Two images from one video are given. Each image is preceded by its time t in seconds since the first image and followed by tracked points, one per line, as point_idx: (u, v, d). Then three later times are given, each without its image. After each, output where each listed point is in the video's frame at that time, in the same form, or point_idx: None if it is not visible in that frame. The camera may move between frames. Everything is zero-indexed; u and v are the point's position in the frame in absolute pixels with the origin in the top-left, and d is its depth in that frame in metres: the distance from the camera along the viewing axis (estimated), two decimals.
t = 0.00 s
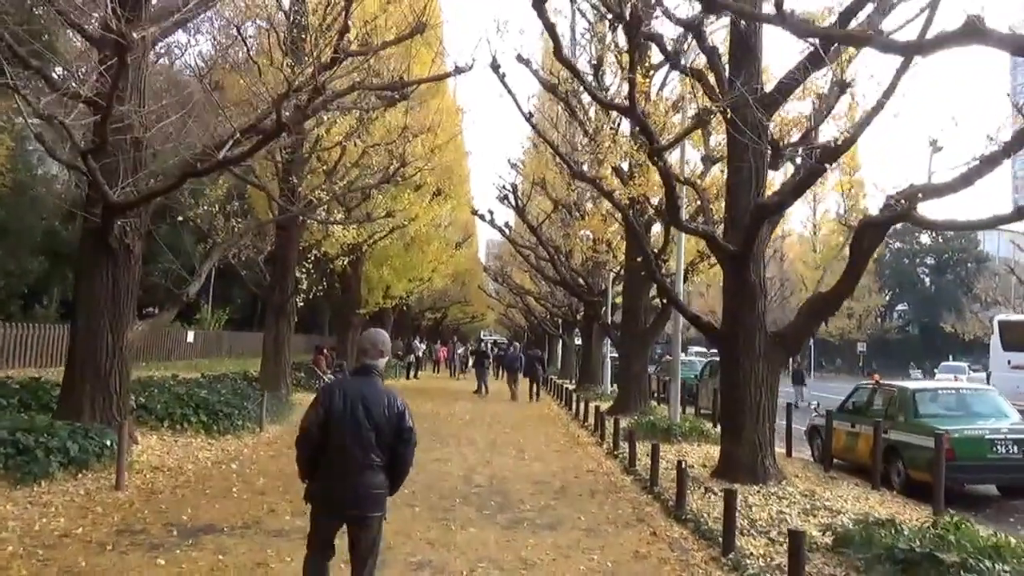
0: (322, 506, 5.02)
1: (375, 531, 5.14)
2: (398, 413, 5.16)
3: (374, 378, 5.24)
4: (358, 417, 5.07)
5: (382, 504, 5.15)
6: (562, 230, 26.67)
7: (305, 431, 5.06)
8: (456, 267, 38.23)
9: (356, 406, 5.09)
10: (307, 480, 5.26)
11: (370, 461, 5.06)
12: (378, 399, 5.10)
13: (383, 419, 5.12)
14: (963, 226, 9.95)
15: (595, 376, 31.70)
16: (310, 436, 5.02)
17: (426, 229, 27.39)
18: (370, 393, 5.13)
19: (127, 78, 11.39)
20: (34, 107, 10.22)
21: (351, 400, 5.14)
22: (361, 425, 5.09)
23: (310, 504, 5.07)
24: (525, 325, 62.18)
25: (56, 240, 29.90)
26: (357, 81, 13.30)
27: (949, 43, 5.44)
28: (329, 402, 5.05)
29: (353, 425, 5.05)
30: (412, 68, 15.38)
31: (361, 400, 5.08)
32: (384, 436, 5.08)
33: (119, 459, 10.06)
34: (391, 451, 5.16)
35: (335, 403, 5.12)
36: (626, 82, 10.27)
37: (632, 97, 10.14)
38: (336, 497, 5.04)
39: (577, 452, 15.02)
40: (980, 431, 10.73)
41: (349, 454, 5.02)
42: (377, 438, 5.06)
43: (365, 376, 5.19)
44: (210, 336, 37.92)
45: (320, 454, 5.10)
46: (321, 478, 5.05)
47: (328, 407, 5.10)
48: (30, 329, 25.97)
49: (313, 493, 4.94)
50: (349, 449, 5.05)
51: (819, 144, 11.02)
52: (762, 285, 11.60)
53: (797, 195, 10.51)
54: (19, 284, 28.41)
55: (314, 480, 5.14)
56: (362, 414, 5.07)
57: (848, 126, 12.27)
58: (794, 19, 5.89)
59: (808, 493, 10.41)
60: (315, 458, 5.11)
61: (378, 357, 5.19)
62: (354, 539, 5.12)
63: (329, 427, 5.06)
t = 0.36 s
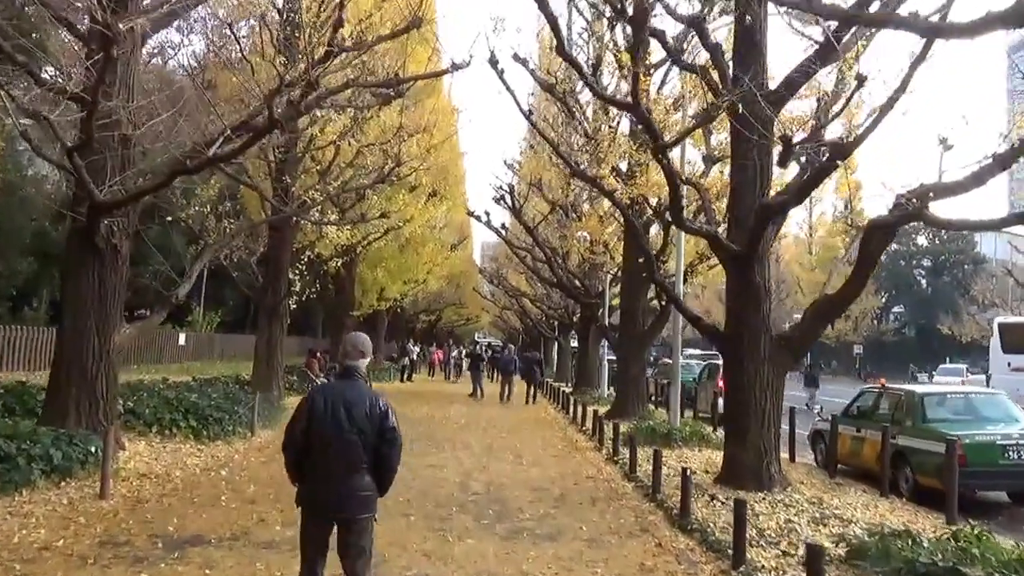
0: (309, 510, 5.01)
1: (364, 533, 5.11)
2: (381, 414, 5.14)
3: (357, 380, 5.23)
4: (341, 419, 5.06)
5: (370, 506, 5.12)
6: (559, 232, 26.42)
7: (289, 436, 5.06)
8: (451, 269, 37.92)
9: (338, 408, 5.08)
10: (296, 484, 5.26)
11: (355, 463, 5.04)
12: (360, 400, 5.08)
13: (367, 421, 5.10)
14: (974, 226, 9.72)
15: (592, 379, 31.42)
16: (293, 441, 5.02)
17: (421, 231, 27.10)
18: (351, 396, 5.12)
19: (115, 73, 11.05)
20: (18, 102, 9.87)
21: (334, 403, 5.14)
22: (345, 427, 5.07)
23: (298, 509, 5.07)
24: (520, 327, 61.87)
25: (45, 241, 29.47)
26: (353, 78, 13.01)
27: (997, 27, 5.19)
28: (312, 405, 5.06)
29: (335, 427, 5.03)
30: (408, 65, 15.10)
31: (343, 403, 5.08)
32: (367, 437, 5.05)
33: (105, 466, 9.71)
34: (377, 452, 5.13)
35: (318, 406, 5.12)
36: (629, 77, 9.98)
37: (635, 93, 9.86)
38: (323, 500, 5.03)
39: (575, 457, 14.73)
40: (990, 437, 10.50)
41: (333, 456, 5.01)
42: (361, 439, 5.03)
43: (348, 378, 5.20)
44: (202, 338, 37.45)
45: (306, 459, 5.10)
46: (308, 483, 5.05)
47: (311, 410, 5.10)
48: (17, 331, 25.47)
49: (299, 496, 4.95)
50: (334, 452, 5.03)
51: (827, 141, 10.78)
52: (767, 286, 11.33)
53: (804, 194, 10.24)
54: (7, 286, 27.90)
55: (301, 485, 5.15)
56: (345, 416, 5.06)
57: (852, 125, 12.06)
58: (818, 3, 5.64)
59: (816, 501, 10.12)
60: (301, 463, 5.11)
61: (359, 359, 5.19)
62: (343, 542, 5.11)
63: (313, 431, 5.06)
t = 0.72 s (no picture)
0: (294, 503, 5.12)
1: (347, 529, 5.17)
2: (367, 413, 5.19)
3: (348, 378, 5.31)
4: (327, 415, 5.14)
5: (354, 503, 5.18)
6: (557, 232, 26.13)
7: (278, 430, 5.17)
8: (449, 270, 37.60)
9: (325, 404, 5.16)
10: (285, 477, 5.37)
11: (339, 459, 5.11)
12: (347, 397, 5.17)
13: (352, 418, 5.17)
14: (985, 222, 9.45)
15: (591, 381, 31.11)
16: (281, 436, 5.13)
17: (418, 231, 26.81)
18: (339, 394, 5.20)
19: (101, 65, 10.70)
20: None
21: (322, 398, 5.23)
22: (330, 423, 5.15)
23: (284, 503, 5.17)
24: (518, 330, 61.51)
25: (37, 242, 29.08)
26: (346, 74, 12.71)
27: None
28: (300, 400, 5.16)
29: (321, 422, 5.12)
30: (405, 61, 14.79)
31: (329, 400, 5.15)
32: (352, 435, 5.12)
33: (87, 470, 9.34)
34: (361, 450, 5.19)
35: (307, 401, 5.21)
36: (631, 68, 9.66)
37: (637, 85, 9.54)
38: (307, 494, 5.13)
39: (576, 461, 14.40)
40: (1002, 440, 10.19)
41: (318, 452, 5.10)
42: (346, 436, 5.11)
43: (338, 375, 5.28)
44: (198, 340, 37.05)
45: (292, 453, 5.20)
46: (293, 478, 5.14)
47: (300, 405, 5.20)
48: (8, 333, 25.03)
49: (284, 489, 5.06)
50: (319, 448, 5.12)
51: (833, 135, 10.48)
52: (771, 285, 10.99)
53: (810, 189, 9.93)
54: None
55: (288, 478, 5.25)
56: (331, 413, 5.13)
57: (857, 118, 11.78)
58: None
59: (824, 507, 9.79)
60: (288, 457, 5.20)
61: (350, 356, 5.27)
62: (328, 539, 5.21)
63: (300, 425, 5.16)
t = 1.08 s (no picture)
0: (301, 502, 5.29)
1: (352, 527, 5.38)
2: (376, 414, 5.45)
3: (357, 381, 5.54)
4: (338, 417, 5.35)
5: (359, 502, 5.39)
6: (555, 230, 25.83)
7: (286, 431, 5.33)
8: (445, 268, 37.28)
9: (336, 406, 5.37)
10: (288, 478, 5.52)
11: (348, 459, 5.33)
12: (358, 399, 5.40)
13: (362, 419, 5.40)
14: (996, 219, 9.16)
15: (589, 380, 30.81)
16: (290, 436, 5.29)
17: (415, 229, 26.48)
18: (348, 396, 5.42)
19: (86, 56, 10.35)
20: None
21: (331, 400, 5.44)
22: (341, 424, 5.36)
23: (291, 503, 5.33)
24: (516, 328, 61.17)
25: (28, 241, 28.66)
26: (338, 67, 12.38)
27: None
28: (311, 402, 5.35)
29: (332, 423, 5.32)
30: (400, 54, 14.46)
31: (340, 401, 5.37)
32: (363, 435, 5.35)
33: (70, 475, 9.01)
34: (370, 450, 5.43)
35: (317, 403, 5.40)
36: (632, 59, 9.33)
37: (639, 76, 9.22)
38: (315, 493, 5.31)
39: (575, 462, 14.11)
40: (1014, 442, 9.90)
41: (328, 452, 5.30)
42: (356, 437, 5.34)
43: (347, 378, 5.51)
44: (192, 339, 36.65)
45: (299, 454, 5.38)
46: (301, 479, 5.31)
47: (310, 406, 5.38)
48: None
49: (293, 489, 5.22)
50: (328, 448, 5.32)
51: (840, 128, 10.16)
52: (777, 283, 10.70)
53: (818, 184, 9.62)
54: None
55: (294, 478, 5.41)
56: (342, 414, 5.36)
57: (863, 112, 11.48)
58: None
59: (833, 511, 9.50)
60: (295, 459, 5.38)
61: (360, 360, 5.52)
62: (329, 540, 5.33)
63: (309, 427, 5.35)
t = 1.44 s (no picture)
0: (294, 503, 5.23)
1: (347, 524, 5.29)
2: (360, 409, 5.32)
3: (340, 378, 5.42)
4: (322, 415, 5.24)
5: (352, 498, 5.31)
6: (551, 228, 25.58)
7: (272, 435, 5.22)
8: (440, 268, 36.97)
9: (320, 405, 5.26)
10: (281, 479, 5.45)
11: (336, 457, 5.23)
12: (341, 397, 5.28)
13: (347, 415, 5.29)
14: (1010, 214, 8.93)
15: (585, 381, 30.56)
16: (277, 439, 5.19)
17: (409, 228, 26.17)
18: (332, 393, 5.30)
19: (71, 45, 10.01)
20: None
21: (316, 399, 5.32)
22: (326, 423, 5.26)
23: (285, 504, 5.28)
24: (511, 328, 60.93)
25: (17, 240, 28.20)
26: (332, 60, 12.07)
27: None
28: (295, 403, 5.23)
29: (317, 422, 5.21)
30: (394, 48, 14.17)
31: (323, 400, 5.26)
32: (349, 432, 5.24)
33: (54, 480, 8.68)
34: (357, 445, 5.32)
35: (302, 404, 5.28)
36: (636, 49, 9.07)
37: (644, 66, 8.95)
38: (307, 493, 5.25)
39: (574, 464, 13.82)
40: None
41: (316, 451, 5.21)
42: (342, 434, 5.23)
43: (329, 376, 5.39)
44: (184, 339, 36.20)
45: (290, 457, 5.29)
46: (293, 480, 5.25)
47: (295, 408, 5.26)
48: None
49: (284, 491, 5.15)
50: (316, 448, 5.23)
51: (847, 122, 9.91)
52: (782, 281, 10.45)
53: (825, 179, 9.37)
54: None
55: (286, 480, 5.35)
56: (326, 413, 5.24)
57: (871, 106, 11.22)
58: None
59: (841, 514, 9.25)
60: (285, 462, 5.29)
61: (341, 358, 5.41)
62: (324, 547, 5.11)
63: (295, 429, 5.23)
